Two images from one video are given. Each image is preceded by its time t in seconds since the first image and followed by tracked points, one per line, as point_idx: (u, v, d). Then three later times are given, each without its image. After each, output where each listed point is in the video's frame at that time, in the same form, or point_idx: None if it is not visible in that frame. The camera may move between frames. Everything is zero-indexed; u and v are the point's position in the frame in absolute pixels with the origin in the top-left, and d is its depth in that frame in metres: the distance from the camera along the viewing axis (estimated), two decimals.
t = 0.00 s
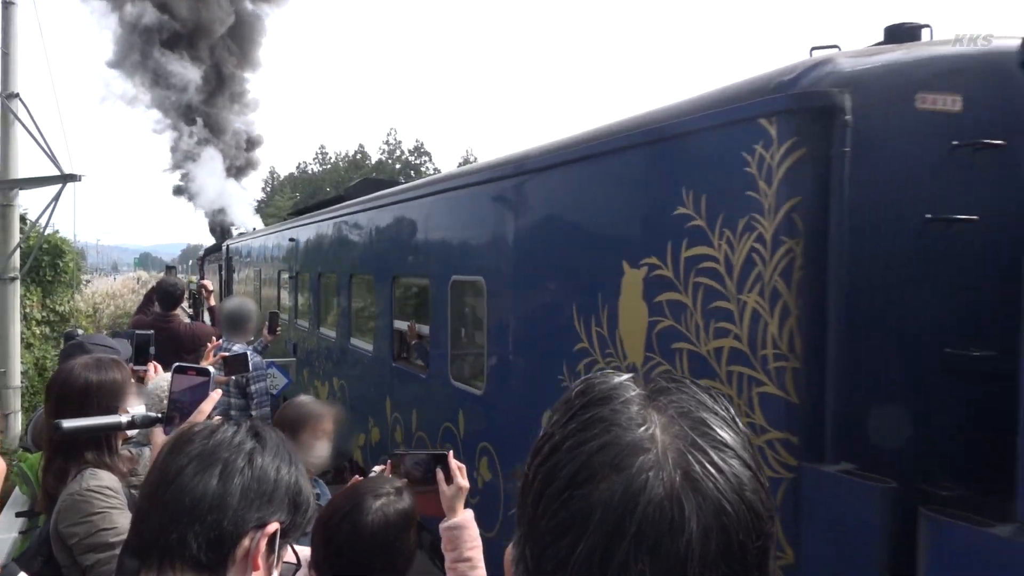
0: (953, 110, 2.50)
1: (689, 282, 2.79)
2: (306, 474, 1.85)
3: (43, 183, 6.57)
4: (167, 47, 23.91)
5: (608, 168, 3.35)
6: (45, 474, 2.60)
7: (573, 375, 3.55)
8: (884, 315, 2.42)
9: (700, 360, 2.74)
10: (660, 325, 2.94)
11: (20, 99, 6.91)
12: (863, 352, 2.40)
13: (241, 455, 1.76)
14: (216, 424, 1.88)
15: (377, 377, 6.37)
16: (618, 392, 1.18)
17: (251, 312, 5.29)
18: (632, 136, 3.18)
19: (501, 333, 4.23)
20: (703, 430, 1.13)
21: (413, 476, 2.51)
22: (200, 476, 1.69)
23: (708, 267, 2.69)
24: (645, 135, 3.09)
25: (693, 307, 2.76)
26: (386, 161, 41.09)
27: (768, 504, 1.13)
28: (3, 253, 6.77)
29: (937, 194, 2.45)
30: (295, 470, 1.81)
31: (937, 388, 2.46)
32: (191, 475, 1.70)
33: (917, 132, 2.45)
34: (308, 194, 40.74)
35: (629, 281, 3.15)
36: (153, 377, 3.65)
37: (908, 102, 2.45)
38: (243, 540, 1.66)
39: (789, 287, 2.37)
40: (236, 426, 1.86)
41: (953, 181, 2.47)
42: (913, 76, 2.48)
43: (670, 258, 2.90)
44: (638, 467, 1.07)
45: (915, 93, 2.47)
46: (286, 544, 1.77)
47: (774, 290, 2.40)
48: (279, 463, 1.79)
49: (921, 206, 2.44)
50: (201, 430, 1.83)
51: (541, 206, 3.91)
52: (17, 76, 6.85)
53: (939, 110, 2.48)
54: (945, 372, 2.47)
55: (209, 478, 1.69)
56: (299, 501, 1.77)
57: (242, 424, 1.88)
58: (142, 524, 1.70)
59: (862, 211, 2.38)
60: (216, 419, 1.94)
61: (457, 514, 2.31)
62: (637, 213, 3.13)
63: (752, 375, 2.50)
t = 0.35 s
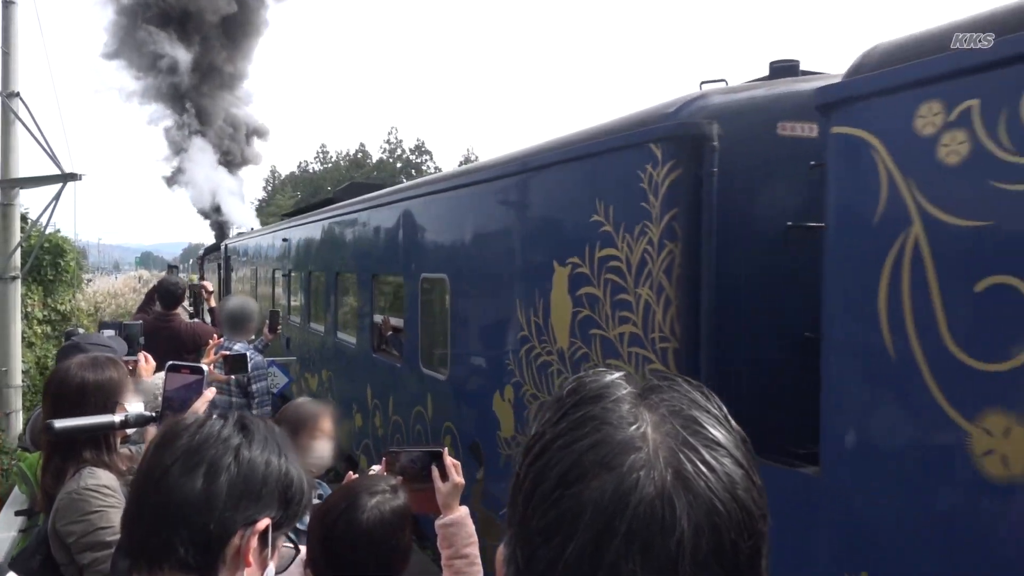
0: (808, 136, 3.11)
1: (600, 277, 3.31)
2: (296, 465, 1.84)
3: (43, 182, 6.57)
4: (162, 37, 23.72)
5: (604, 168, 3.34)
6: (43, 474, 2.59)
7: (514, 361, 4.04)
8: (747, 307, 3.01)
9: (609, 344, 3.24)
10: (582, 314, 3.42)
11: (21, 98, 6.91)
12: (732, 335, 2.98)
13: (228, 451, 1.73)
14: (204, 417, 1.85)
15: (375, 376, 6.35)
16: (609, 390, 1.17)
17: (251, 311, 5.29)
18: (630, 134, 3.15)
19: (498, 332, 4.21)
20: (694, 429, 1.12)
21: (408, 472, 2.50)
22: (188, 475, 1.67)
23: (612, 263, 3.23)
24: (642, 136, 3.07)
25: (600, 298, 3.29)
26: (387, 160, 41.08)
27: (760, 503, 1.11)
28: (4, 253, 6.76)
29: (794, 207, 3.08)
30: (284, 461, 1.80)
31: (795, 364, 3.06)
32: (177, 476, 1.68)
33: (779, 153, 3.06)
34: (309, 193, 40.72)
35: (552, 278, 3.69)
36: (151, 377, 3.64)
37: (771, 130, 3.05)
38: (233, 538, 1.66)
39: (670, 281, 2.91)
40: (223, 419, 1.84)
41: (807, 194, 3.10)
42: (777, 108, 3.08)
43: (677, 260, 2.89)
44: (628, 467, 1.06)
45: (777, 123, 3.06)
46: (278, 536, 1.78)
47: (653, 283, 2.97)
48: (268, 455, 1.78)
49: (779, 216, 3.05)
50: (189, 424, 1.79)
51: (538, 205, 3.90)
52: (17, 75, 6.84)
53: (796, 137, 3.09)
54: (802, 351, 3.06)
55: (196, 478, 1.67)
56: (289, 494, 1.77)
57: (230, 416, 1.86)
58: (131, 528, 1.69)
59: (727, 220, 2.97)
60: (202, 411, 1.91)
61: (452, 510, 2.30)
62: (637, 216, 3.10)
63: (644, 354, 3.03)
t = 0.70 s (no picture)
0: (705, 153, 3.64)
1: (535, 275, 3.82)
2: (257, 437, 1.80)
3: (42, 180, 6.56)
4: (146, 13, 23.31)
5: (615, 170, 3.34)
6: (38, 473, 2.59)
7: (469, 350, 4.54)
8: (654, 298, 3.49)
9: (542, 332, 3.74)
10: (520, 307, 3.92)
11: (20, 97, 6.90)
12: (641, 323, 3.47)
13: (176, 446, 1.69)
14: (155, 411, 1.81)
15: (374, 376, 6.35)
16: (606, 388, 1.17)
17: (249, 310, 5.28)
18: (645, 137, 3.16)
19: (497, 331, 4.20)
20: (691, 427, 1.12)
21: (410, 473, 2.52)
22: (147, 479, 1.67)
23: (542, 261, 3.75)
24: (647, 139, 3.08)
25: (533, 293, 3.82)
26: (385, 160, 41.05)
27: (757, 501, 1.11)
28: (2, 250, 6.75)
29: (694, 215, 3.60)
30: (241, 438, 1.76)
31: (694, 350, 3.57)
32: (130, 485, 1.68)
33: (681, 170, 3.58)
34: (308, 192, 40.68)
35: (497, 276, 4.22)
36: (146, 376, 3.63)
37: (674, 149, 3.57)
38: (206, 532, 1.66)
39: (587, 278, 3.43)
40: (171, 410, 1.79)
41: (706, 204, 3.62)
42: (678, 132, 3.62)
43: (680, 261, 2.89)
44: (625, 465, 1.06)
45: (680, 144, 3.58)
46: (259, 515, 1.78)
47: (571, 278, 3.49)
48: (222, 437, 1.74)
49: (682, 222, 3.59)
50: (129, 428, 1.76)
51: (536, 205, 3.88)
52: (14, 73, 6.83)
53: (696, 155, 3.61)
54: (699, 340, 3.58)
55: (150, 483, 1.66)
56: (259, 475, 1.75)
57: (179, 403, 1.81)
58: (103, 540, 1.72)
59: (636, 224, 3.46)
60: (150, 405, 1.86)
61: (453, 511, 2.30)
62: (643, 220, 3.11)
63: (566, 340, 3.53)
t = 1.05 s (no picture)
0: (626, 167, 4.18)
1: (486, 273, 4.37)
2: (270, 445, 1.81)
3: (41, 179, 6.55)
4: None
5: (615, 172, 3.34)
6: (38, 473, 2.59)
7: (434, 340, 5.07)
8: (586, 293, 4.04)
9: (491, 323, 4.28)
10: (474, 301, 4.48)
11: (19, 95, 6.88)
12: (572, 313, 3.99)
13: (197, 446, 1.71)
14: (170, 408, 1.81)
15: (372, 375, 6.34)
16: (610, 387, 1.18)
17: (251, 310, 5.28)
18: (637, 138, 3.15)
19: (501, 330, 4.19)
20: (696, 425, 1.13)
21: (418, 475, 2.49)
22: (159, 475, 1.67)
23: (491, 262, 4.29)
24: (647, 138, 3.08)
25: (485, 288, 4.35)
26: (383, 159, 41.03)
27: (761, 499, 1.12)
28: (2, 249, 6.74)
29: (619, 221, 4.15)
30: (258, 444, 1.78)
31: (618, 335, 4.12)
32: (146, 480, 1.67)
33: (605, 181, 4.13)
34: (306, 191, 40.64)
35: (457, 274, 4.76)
36: (145, 374, 3.62)
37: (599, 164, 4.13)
38: (216, 531, 1.66)
39: (525, 275, 3.98)
40: (190, 410, 1.80)
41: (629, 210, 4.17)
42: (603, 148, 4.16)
43: (684, 262, 2.89)
44: (630, 463, 1.06)
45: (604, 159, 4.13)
46: (263, 519, 1.79)
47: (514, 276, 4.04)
48: (240, 441, 1.75)
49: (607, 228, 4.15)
50: (150, 422, 1.76)
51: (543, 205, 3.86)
52: (14, 71, 6.82)
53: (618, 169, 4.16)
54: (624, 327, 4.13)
55: (166, 478, 1.66)
56: (270, 480, 1.77)
57: (197, 404, 1.82)
58: (111, 534, 1.71)
59: (570, 230, 3.99)
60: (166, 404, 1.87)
61: (461, 514, 2.30)
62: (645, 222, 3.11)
63: (509, 330, 4.08)
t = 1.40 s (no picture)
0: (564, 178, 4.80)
1: (447, 269, 5.00)
2: (281, 454, 1.84)
3: (41, 178, 6.54)
4: None
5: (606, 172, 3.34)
6: (38, 473, 2.60)
7: (407, 331, 5.61)
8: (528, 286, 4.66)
9: (451, 313, 4.90)
10: (438, 295, 5.11)
11: (18, 94, 6.87)
12: (516, 303, 4.62)
13: (213, 446, 1.73)
14: (183, 410, 1.82)
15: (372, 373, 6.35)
16: (614, 386, 1.18)
17: (251, 309, 5.27)
18: (632, 137, 3.15)
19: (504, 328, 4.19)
20: (700, 424, 1.13)
21: (434, 475, 2.61)
22: (173, 473, 1.67)
23: (450, 260, 4.93)
24: (646, 136, 3.07)
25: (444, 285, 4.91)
26: (382, 157, 41.05)
27: (765, 498, 1.12)
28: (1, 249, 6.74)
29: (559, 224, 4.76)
30: (270, 451, 1.80)
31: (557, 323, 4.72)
32: (162, 474, 1.67)
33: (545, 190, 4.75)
34: (305, 191, 40.60)
35: (423, 271, 5.32)
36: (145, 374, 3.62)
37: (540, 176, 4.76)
38: (226, 531, 1.66)
39: (478, 272, 4.61)
40: (204, 412, 1.82)
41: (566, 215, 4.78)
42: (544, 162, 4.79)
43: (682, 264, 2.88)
44: (635, 463, 1.06)
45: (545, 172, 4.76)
46: (269, 526, 1.79)
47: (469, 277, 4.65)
48: (254, 446, 1.78)
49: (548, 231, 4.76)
50: (169, 420, 1.78)
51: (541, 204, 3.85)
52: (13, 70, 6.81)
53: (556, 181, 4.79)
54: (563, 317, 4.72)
55: (182, 474, 1.67)
56: (279, 484, 1.78)
57: (211, 407, 1.84)
58: (119, 530, 1.68)
59: (515, 233, 4.61)
60: (182, 406, 1.90)
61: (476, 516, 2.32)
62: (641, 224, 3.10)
63: (465, 319, 4.69)
